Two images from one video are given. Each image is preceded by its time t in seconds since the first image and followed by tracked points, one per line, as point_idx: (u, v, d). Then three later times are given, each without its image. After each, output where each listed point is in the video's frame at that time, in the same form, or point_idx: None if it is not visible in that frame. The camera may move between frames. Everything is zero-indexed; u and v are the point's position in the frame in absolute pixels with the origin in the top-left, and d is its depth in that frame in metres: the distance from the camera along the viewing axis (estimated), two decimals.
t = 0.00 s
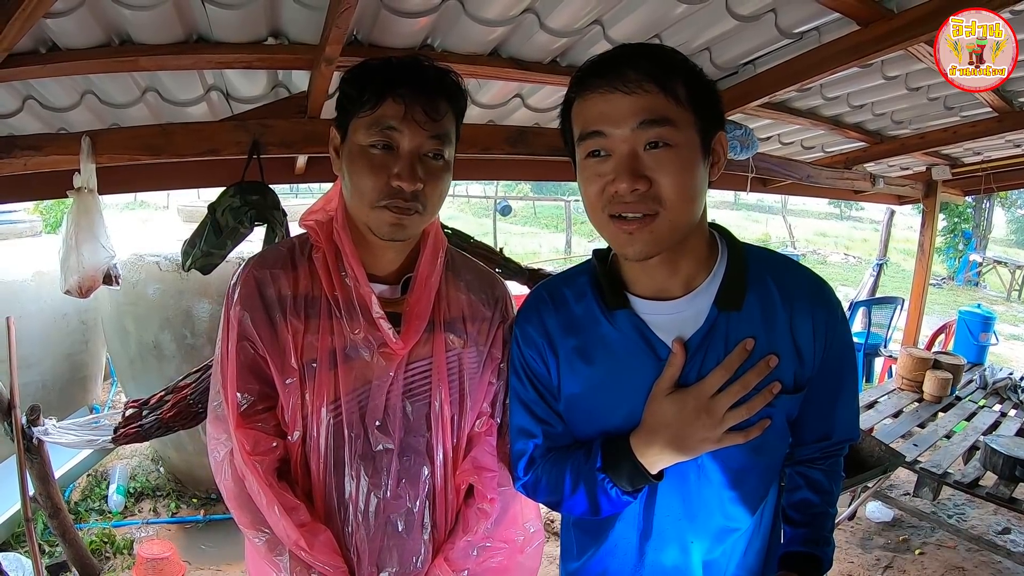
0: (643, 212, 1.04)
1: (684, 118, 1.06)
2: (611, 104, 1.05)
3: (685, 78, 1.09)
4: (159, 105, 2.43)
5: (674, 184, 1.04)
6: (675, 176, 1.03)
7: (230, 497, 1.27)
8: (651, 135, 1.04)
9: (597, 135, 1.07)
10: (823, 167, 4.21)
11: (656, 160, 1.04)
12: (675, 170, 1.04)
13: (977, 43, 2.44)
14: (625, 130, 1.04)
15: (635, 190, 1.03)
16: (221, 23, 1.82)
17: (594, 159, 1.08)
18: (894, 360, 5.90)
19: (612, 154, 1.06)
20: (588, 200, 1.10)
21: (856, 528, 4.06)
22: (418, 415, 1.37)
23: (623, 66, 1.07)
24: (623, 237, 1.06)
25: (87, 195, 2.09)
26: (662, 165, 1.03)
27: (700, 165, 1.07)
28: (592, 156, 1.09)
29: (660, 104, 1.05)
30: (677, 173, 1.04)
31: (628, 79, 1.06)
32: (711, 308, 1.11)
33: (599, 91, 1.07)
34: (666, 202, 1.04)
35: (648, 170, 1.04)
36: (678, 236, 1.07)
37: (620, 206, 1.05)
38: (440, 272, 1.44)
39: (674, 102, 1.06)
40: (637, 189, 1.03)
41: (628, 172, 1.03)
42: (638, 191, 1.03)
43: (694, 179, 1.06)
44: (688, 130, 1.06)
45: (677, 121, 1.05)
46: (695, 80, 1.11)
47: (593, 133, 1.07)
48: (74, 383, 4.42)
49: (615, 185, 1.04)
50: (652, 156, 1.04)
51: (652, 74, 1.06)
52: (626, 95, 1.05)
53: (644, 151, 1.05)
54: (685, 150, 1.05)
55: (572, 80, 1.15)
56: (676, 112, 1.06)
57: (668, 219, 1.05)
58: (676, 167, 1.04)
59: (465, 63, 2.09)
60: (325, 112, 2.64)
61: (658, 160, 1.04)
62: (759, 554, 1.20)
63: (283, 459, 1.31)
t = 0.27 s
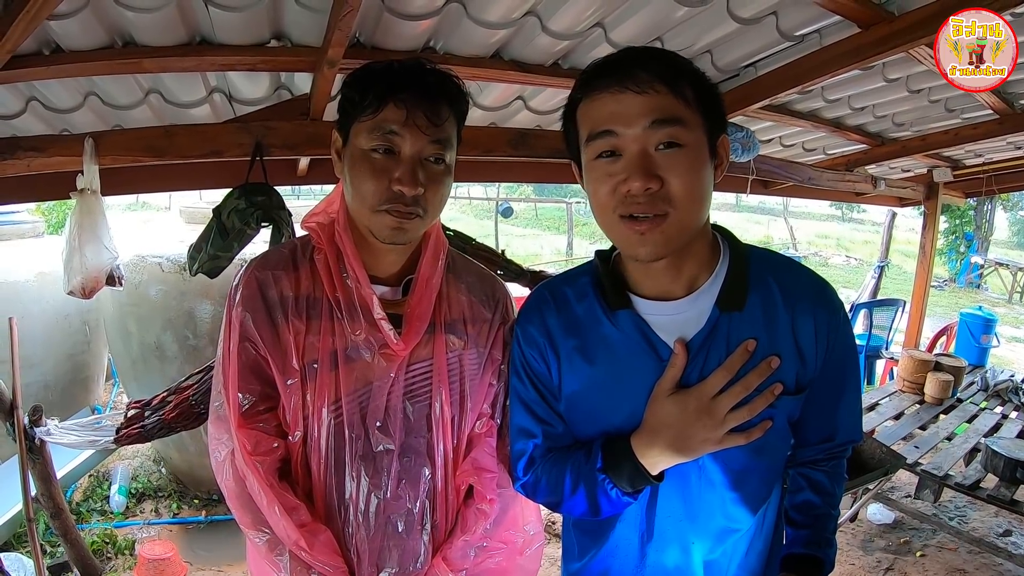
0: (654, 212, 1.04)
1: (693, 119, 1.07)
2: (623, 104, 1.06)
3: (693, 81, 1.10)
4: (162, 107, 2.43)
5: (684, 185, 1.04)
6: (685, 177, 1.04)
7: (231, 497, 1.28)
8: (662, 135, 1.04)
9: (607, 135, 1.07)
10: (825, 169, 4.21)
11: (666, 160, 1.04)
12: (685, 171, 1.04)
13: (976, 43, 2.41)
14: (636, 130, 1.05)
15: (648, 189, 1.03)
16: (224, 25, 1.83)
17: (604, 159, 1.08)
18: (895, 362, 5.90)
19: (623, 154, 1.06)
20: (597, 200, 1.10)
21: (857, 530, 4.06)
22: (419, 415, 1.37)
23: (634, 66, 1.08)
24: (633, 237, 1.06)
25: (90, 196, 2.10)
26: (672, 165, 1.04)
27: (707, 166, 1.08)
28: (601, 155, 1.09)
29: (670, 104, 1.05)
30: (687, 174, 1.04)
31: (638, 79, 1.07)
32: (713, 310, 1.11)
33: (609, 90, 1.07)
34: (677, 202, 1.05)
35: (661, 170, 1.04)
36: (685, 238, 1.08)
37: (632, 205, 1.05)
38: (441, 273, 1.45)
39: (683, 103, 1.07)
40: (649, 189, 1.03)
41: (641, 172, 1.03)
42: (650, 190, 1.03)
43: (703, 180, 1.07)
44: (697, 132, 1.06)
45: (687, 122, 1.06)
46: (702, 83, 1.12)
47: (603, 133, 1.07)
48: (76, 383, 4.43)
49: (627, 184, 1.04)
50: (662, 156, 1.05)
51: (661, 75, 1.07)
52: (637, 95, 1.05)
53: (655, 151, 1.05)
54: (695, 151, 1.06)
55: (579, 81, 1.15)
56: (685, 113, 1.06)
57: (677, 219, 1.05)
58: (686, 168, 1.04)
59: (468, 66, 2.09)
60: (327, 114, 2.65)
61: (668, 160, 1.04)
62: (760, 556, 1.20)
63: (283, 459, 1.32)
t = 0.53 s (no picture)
0: (666, 207, 1.04)
1: (702, 117, 1.08)
2: (635, 99, 1.06)
3: (701, 82, 1.12)
4: (165, 108, 2.44)
5: (694, 181, 1.04)
6: (696, 173, 1.04)
7: (234, 497, 1.28)
8: (673, 131, 1.05)
9: (618, 130, 1.07)
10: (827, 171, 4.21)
11: (677, 156, 1.05)
12: (695, 167, 1.04)
13: (976, 43, 2.37)
14: (647, 125, 1.05)
15: (660, 183, 1.03)
16: (227, 25, 1.83)
17: (614, 155, 1.08)
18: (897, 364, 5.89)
19: (634, 149, 1.07)
20: (606, 198, 1.10)
21: (859, 532, 4.05)
22: (422, 416, 1.37)
23: (645, 63, 1.09)
24: (645, 233, 1.06)
25: (94, 196, 2.11)
26: (684, 160, 1.04)
27: (716, 164, 1.08)
28: (611, 152, 1.09)
29: (682, 101, 1.06)
30: (698, 170, 1.04)
31: (649, 76, 1.08)
32: (717, 313, 1.12)
33: (620, 87, 1.08)
34: (688, 197, 1.04)
35: (672, 165, 1.04)
36: (694, 236, 1.07)
37: (644, 199, 1.04)
38: (445, 275, 1.45)
39: (694, 101, 1.07)
40: (661, 182, 1.03)
41: (653, 166, 1.03)
42: (663, 184, 1.03)
43: (713, 177, 1.07)
44: (706, 129, 1.07)
45: (698, 118, 1.06)
46: (709, 85, 1.13)
47: (614, 129, 1.08)
48: (78, 383, 4.43)
49: (640, 179, 1.04)
50: (674, 151, 1.05)
51: (671, 73, 1.08)
52: (648, 91, 1.06)
53: (666, 146, 1.05)
54: (705, 148, 1.06)
55: (587, 81, 1.16)
56: (696, 110, 1.07)
57: (688, 215, 1.05)
58: (697, 163, 1.05)
59: (471, 67, 2.10)
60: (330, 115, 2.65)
61: (680, 155, 1.05)
62: (763, 560, 1.20)
63: (287, 460, 1.32)
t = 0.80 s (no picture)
0: (668, 202, 1.04)
1: (704, 114, 1.08)
2: (637, 95, 1.07)
3: (702, 82, 1.12)
4: (168, 107, 2.44)
5: (696, 176, 1.04)
6: (699, 168, 1.04)
7: (236, 495, 1.28)
8: (675, 127, 1.05)
9: (620, 126, 1.07)
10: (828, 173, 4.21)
11: (679, 151, 1.05)
12: (696, 163, 1.05)
13: (976, 43, 2.35)
14: (649, 120, 1.05)
15: (662, 176, 1.03)
16: (230, 25, 1.83)
17: (615, 150, 1.08)
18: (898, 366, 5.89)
19: (636, 144, 1.07)
20: (608, 194, 1.10)
21: (860, 534, 4.05)
22: (424, 416, 1.37)
23: (646, 60, 1.10)
24: (646, 228, 1.05)
25: (96, 195, 2.11)
26: (686, 155, 1.04)
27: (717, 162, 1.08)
28: (613, 147, 1.09)
29: (683, 98, 1.07)
30: (699, 165, 1.05)
31: (651, 73, 1.08)
32: (718, 316, 1.12)
33: (622, 83, 1.09)
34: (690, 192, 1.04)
35: (675, 158, 1.04)
36: (695, 232, 1.07)
37: (646, 193, 1.04)
38: (446, 276, 1.45)
39: (695, 98, 1.08)
40: (662, 176, 1.03)
41: (655, 160, 1.03)
42: (665, 177, 1.03)
43: (714, 174, 1.07)
44: (707, 127, 1.07)
45: (699, 115, 1.07)
46: (710, 85, 1.14)
47: (616, 124, 1.08)
48: (79, 382, 4.44)
49: (641, 173, 1.04)
50: (675, 146, 1.05)
51: (672, 70, 1.09)
52: (649, 86, 1.06)
53: (668, 142, 1.05)
54: (706, 145, 1.06)
55: (589, 79, 1.17)
56: (697, 107, 1.08)
57: (689, 210, 1.05)
58: (698, 159, 1.05)
59: (474, 68, 2.10)
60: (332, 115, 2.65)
61: (681, 150, 1.05)
62: (764, 561, 1.20)
63: (289, 459, 1.32)
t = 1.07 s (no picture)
0: (668, 206, 1.04)
1: (703, 118, 1.08)
2: (636, 100, 1.07)
3: (702, 85, 1.12)
4: (170, 107, 2.44)
5: (695, 181, 1.04)
6: (697, 172, 1.05)
7: (239, 495, 1.28)
8: (675, 131, 1.05)
9: (620, 131, 1.08)
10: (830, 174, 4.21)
11: (678, 156, 1.05)
12: (695, 167, 1.05)
13: (976, 43, 2.34)
14: (648, 125, 1.06)
15: (661, 181, 1.03)
16: (233, 25, 1.83)
17: (615, 155, 1.09)
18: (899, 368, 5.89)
19: (635, 149, 1.07)
20: (608, 198, 1.10)
21: (860, 536, 4.05)
22: (426, 416, 1.38)
23: (645, 64, 1.10)
24: (646, 232, 1.05)
25: (99, 194, 2.11)
26: (685, 160, 1.05)
27: (717, 165, 1.08)
28: (614, 152, 1.09)
29: (682, 102, 1.07)
30: (698, 170, 1.05)
31: (651, 77, 1.08)
32: (718, 317, 1.12)
33: (622, 87, 1.09)
34: (689, 196, 1.04)
35: (673, 164, 1.04)
36: (695, 236, 1.07)
37: (645, 198, 1.04)
38: (448, 276, 1.45)
39: (694, 102, 1.08)
40: (662, 181, 1.03)
41: (655, 165, 1.04)
42: (664, 182, 1.03)
43: (713, 177, 1.07)
44: (706, 130, 1.08)
45: (699, 119, 1.07)
46: (710, 88, 1.14)
47: (616, 129, 1.08)
48: (81, 381, 4.45)
49: (641, 178, 1.04)
50: (675, 151, 1.05)
51: (672, 74, 1.09)
52: (648, 91, 1.07)
53: (667, 147, 1.06)
54: (705, 149, 1.07)
55: (589, 81, 1.17)
56: (697, 111, 1.08)
57: (688, 214, 1.05)
58: (697, 163, 1.05)
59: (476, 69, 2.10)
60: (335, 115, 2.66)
61: (680, 155, 1.05)
62: (764, 562, 1.20)
63: (291, 458, 1.32)
